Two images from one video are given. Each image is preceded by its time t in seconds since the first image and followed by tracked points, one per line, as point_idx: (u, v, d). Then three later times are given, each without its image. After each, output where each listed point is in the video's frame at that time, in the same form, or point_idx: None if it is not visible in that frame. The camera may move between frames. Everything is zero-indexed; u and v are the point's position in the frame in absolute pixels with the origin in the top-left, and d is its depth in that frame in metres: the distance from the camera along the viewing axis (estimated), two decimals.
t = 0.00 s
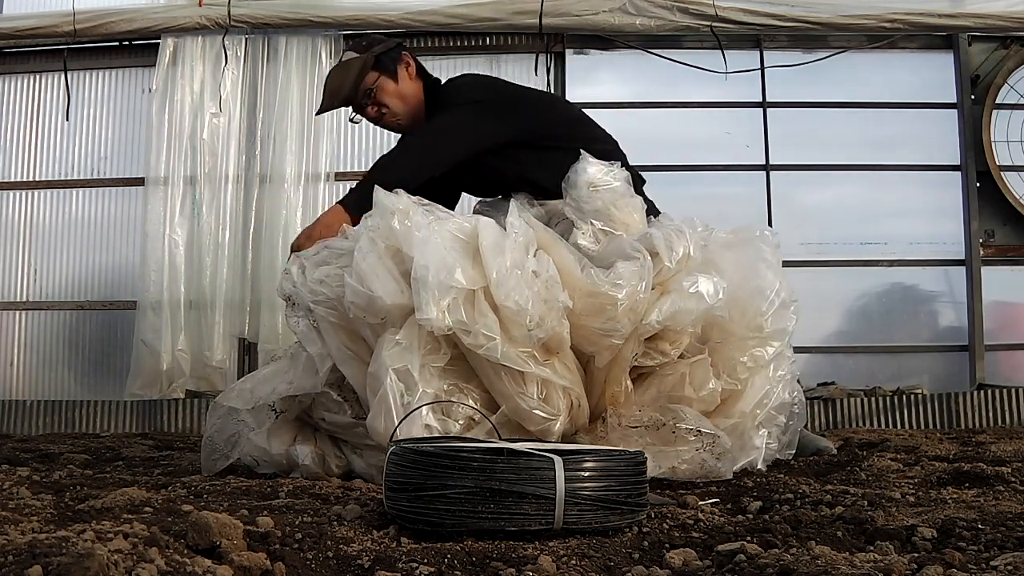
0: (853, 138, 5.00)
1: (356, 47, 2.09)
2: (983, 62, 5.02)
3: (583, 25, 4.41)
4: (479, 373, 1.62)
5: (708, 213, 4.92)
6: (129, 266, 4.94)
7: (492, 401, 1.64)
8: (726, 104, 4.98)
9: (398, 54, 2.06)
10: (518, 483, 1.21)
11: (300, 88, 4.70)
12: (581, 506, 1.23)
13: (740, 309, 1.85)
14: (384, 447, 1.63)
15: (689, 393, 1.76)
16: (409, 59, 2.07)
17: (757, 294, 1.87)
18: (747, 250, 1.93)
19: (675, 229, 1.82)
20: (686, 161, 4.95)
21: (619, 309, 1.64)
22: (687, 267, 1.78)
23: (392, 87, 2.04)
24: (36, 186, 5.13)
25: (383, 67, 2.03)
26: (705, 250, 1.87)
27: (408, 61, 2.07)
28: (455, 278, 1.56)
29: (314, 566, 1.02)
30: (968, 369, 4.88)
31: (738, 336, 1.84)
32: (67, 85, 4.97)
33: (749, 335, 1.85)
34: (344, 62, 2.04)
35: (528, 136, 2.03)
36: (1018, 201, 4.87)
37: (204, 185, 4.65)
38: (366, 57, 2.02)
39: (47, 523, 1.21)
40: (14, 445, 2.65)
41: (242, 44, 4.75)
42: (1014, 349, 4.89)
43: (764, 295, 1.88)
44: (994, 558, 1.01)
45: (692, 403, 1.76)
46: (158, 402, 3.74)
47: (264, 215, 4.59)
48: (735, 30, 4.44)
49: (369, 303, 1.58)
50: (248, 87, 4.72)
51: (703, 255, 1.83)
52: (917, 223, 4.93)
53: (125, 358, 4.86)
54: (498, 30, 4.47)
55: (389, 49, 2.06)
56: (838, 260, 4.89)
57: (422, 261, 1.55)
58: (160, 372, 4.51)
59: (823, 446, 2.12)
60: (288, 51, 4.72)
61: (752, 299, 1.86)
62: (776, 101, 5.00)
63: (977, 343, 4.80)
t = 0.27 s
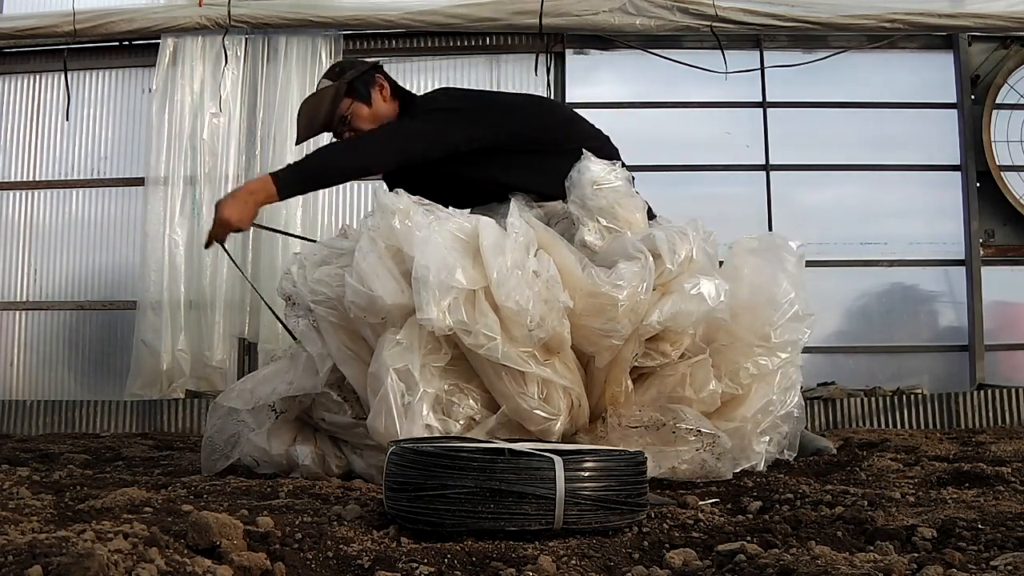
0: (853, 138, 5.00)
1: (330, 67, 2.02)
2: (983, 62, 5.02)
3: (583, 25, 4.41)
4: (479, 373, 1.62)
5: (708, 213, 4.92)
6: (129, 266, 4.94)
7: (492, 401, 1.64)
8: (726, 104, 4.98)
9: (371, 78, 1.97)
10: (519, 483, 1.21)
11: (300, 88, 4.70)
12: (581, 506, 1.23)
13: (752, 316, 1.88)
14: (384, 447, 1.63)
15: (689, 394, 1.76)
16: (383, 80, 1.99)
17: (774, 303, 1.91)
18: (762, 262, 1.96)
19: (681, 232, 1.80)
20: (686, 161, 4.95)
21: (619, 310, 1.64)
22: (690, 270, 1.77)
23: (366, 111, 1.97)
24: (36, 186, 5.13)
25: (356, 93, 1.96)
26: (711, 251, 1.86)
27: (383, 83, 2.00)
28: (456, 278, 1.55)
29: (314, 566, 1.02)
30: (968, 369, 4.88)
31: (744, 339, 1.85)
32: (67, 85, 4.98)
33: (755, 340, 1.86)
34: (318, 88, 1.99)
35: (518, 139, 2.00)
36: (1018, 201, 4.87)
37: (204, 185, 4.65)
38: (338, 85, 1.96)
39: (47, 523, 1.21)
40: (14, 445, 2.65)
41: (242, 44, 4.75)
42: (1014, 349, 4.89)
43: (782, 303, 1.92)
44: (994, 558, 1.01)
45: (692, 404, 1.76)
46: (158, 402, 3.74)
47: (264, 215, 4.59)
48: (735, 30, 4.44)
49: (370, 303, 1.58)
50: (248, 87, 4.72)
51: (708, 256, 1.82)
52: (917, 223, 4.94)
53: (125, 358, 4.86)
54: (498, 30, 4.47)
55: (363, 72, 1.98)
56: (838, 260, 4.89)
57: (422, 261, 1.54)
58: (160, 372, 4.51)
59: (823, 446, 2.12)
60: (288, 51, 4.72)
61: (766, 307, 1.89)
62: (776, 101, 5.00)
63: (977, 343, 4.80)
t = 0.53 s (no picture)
0: (853, 139, 5.00)
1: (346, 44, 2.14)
2: (983, 62, 5.02)
3: (583, 25, 4.41)
4: (479, 375, 1.62)
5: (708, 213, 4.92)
6: (129, 266, 4.94)
7: (492, 403, 1.64)
8: (726, 104, 4.98)
9: (383, 49, 2.08)
10: (519, 484, 1.21)
11: (300, 89, 4.70)
12: (581, 506, 1.23)
13: (760, 324, 1.88)
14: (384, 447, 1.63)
15: (690, 396, 1.75)
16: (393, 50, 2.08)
17: (786, 316, 1.90)
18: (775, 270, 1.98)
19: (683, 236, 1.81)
20: (686, 161, 4.95)
21: (618, 312, 1.64)
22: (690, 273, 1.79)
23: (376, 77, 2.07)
24: (36, 186, 5.13)
25: (367, 63, 2.06)
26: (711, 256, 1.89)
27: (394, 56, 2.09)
28: (455, 280, 1.56)
29: (314, 566, 1.02)
30: (968, 369, 4.88)
31: (749, 344, 1.85)
32: (67, 85, 4.98)
33: (760, 349, 1.86)
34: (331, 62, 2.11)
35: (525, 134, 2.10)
36: (1018, 201, 4.87)
37: (204, 185, 4.65)
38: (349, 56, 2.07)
39: (47, 523, 1.21)
40: (14, 445, 2.66)
41: (242, 44, 4.75)
42: (1014, 349, 4.89)
43: (794, 316, 1.91)
44: (993, 558, 1.01)
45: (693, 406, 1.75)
46: (158, 402, 3.74)
47: (264, 215, 4.59)
48: (735, 30, 4.44)
49: (369, 306, 1.58)
50: (248, 87, 4.72)
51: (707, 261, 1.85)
52: (917, 223, 4.94)
53: (125, 358, 4.86)
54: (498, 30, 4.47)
55: (375, 44, 2.08)
56: (838, 259, 4.89)
57: (421, 264, 1.54)
58: (159, 372, 4.51)
59: (823, 446, 2.12)
60: (288, 51, 4.72)
61: (775, 318, 1.89)
62: (776, 101, 4.99)
63: (977, 343, 4.80)
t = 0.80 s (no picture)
0: (853, 138, 5.00)
1: None
2: (983, 61, 5.02)
3: (583, 25, 4.41)
4: (479, 375, 1.62)
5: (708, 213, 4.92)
6: (129, 266, 4.94)
7: (492, 403, 1.64)
8: (726, 104, 4.98)
9: None
10: (518, 483, 1.21)
11: (300, 88, 4.70)
12: (581, 506, 1.23)
13: (766, 332, 1.90)
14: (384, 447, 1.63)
15: (690, 398, 1.75)
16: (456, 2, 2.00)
17: (796, 330, 1.92)
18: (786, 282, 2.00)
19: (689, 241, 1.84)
20: (686, 161, 4.95)
21: (619, 313, 1.65)
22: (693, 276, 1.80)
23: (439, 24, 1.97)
24: (36, 186, 5.13)
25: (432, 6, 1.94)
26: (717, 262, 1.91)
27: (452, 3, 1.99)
28: (456, 280, 1.55)
29: (314, 566, 1.02)
30: (968, 369, 4.88)
31: (754, 351, 1.86)
32: (67, 85, 4.98)
33: (764, 357, 1.86)
34: None
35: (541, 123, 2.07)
36: (1018, 201, 4.87)
37: (204, 185, 4.65)
38: None
39: (47, 523, 1.21)
40: (14, 445, 2.65)
41: (242, 44, 4.74)
42: (1014, 350, 4.89)
43: (804, 329, 1.93)
44: (993, 558, 1.01)
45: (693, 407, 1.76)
46: (158, 402, 3.74)
47: (264, 215, 4.59)
48: (735, 30, 4.44)
49: (370, 306, 1.58)
50: (247, 87, 4.72)
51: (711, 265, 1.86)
52: (916, 223, 4.94)
53: (125, 357, 4.86)
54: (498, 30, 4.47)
55: None
56: (838, 259, 4.89)
57: (422, 262, 1.54)
58: (160, 372, 4.51)
59: (823, 445, 2.12)
60: (288, 51, 4.72)
61: (783, 328, 1.91)
62: (776, 101, 4.99)
63: (977, 343, 4.80)
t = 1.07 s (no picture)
0: (853, 138, 5.00)
1: None
2: (983, 61, 5.02)
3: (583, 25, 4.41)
4: (480, 378, 1.62)
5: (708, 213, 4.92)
6: (129, 266, 4.94)
7: (492, 406, 1.64)
8: (726, 104, 4.98)
9: None
10: (518, 483, 1.21)
11: (300, 89, 4.70)
12: (581, 506, 1.23)
13: (773, 343, 1.89)
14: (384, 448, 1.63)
15: (692, 403, 1.74)
16: None
17: (805, 347, 1.90)
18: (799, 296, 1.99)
19: (696, 250, 1.85)
20: (685, 161, 4.94)
21: (620, 318, 1.65)
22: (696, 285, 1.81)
23: None
24: (36, 186, 5.13)
25: None
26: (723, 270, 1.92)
27: None
28: (457, 283, 1.55)
29: (314, 566, 1.02)
30: (968, 369, 4.88)
31: (758, 362, 1.85)
32: (68, 85, 4.98)
33: (769, 370, 1.85)
34: None
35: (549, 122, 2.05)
36: (1018, 201, 4.87)
37: (204, 185, 4.65)
38: None
39: (47, 523, 1.21)
40: (14, 445, 2.65)
41: (242, 44, 4.74)
42: (1014, 349, 4.89)
43: (812, 346, 1.91)
44: (993, 558, 1.01)
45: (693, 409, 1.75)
46: (158, 402, 3.74)
47: (264, 215, 4.58)
48: (736, 30, 4.44)
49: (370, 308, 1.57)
50: (247, 87, 4.72)
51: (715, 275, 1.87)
52: (916, 223, 4.94)
53: (125, 357, 4.86)
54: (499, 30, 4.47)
55: None
56: (837, 260, 4.90)
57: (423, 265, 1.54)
58: (159, 372, 4.51)
59: (823, 445, 2.12)
60: (288, 51, 4.73)
61: (791, 343, 1.90)
62: (776, 101, 4.99)
63: (977, 343, 4.80)
